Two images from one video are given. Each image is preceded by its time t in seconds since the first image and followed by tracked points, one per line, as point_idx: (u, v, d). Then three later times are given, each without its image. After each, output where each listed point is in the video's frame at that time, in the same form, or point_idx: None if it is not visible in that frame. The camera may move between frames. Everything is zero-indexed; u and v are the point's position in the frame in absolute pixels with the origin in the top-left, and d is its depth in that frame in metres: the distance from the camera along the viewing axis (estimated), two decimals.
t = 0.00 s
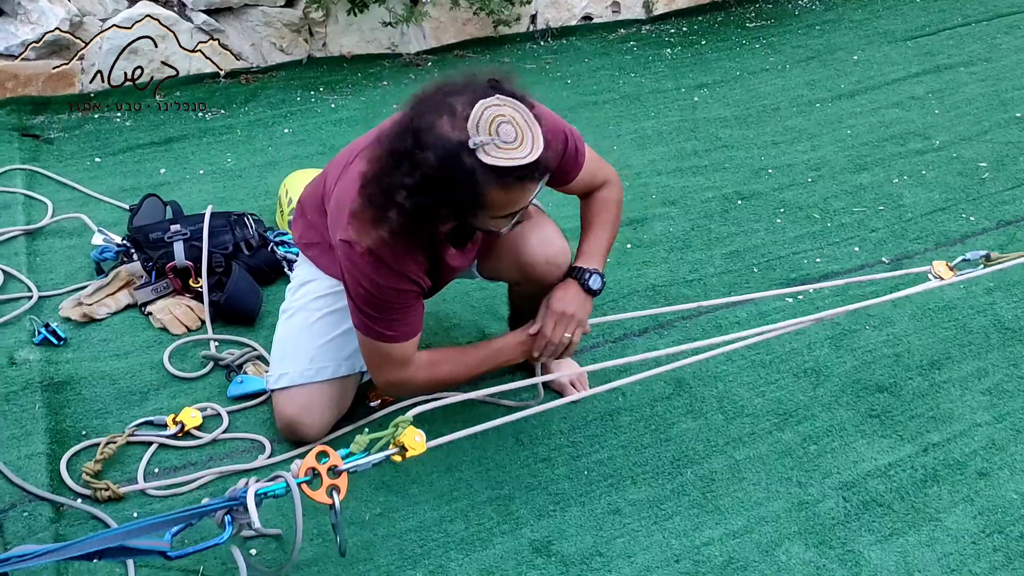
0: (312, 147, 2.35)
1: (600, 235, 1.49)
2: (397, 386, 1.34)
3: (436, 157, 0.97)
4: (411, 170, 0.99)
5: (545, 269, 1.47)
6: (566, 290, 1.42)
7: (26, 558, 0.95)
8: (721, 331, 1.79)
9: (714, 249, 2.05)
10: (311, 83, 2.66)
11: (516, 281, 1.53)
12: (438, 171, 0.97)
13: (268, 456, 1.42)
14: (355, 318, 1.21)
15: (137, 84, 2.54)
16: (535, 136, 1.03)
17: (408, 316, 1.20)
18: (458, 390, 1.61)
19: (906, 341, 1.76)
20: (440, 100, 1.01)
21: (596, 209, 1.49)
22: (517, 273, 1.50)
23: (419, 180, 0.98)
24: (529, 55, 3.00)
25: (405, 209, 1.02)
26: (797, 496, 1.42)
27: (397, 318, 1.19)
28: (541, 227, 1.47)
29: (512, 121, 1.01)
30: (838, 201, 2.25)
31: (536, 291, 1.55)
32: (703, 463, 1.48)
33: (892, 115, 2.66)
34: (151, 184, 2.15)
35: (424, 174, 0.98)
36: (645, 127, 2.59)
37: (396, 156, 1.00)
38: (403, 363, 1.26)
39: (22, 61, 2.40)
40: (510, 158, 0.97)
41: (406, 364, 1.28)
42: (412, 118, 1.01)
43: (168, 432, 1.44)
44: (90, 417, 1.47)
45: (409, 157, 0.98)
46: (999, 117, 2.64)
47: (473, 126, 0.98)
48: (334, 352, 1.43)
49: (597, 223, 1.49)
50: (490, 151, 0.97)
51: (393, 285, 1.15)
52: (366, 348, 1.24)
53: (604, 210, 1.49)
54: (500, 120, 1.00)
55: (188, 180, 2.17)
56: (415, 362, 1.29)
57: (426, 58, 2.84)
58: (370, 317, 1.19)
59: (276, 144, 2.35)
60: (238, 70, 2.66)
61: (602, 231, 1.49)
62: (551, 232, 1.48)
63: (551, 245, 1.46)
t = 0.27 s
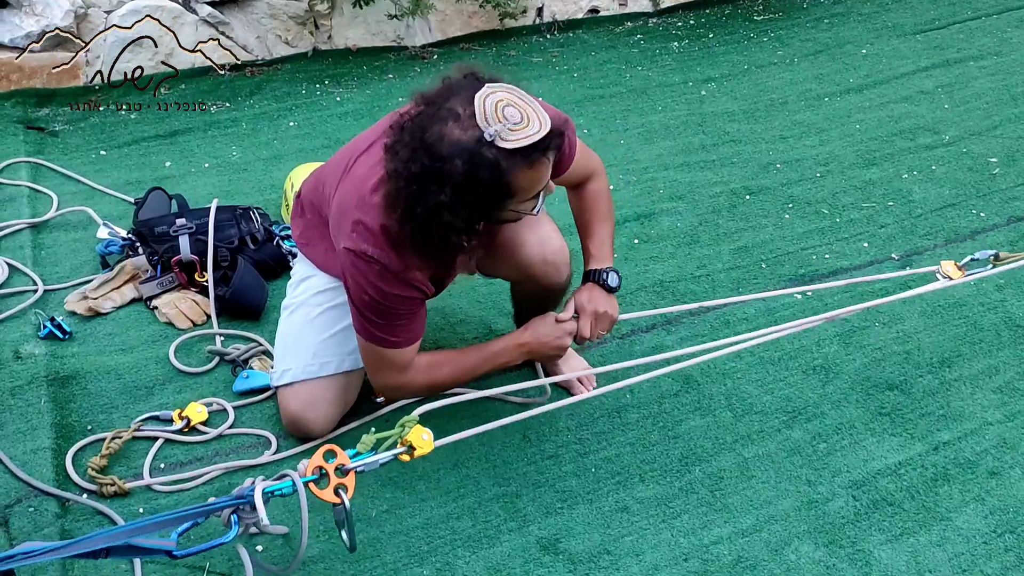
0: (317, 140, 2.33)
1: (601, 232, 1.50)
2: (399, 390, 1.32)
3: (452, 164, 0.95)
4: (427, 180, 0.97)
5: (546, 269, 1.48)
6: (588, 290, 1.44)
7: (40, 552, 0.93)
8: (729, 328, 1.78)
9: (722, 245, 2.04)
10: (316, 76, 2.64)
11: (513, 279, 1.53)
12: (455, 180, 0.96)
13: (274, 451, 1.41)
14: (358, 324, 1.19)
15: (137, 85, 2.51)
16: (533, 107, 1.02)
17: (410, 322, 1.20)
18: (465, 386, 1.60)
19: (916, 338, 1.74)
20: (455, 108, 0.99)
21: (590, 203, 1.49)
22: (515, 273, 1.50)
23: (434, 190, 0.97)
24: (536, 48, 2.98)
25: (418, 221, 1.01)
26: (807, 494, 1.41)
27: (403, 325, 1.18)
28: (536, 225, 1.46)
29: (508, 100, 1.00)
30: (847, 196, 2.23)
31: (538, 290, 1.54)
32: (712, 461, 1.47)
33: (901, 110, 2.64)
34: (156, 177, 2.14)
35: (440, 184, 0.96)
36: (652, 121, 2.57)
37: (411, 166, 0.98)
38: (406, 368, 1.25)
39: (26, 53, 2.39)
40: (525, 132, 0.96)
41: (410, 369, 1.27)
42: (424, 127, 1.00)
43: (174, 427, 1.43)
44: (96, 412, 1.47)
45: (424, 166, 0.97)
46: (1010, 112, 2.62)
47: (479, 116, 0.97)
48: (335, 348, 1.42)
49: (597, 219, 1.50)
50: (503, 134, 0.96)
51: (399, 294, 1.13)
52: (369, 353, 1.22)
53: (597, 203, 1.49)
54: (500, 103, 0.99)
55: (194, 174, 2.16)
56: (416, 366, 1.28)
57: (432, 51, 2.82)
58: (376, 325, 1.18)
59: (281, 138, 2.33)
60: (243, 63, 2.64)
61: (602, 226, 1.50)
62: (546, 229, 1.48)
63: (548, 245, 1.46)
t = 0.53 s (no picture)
0: (320, 135, 2.31)
1: (615, 232, 1.48)
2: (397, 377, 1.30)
3: (444, 144, 0.93)
4: (419, 160, 0.95)
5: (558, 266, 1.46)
6: (601, 292, 1.42)
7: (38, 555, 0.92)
8: (737, 325, 1.76)
9: (728, 241, 2.02)
10: (318, 69, 2.62)
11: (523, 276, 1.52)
12: (447, 161, 0.93)
13: (277, 450, 1.40)
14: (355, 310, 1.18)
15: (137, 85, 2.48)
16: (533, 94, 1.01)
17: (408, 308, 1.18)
18: (470, 384, 1.59)
19: (925, 336, 1.73)
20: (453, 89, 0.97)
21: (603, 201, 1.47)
22: (525, 268, 1.49)
23: (426, 171, 0.95)
24: (539, 42, 2.95)
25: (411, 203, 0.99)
26: (815, 494, 1.40)
27: (399, 312, 1.16)
28: (548, 221, 1.45)
29: (507, 85, 0.98)
30: (854, 192, 2.21)
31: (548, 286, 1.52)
32: (719, 461, 1.45)
33: (908, 105, 2.61)
34: (158, 171, 2.12)
35: (431, 164, 0.94)
36: (657, 116, 2.54)
37: (405, 146, 0.96)
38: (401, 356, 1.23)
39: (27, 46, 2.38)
40: (525, 123, 0.95)
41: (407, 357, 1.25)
42: (421, 108, 0.98)
43: (176, 425, 1.42)
44: (97, 409, 1.45)
45: (417, 146, 0.95)
46: (1018, 107, 2.59)
47: (479, 101, 0.95)
48: (344, 346, 1.40)
49: (611, 219, 1.48)
50: (503, 122, 0.94)
51: (395, 279, 1.12)
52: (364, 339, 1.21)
53: (610, 203, 1.47)
54: (500, 88, 0.97)
55: (195, 168, 2.14)
56: (415, 355, 1.26)
57: (435, 45, 2.80)
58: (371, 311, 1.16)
59: (283, 132, 2.31)
60: (245, 56, 2.62)
61: (616, 228, 1.48)
62: (559, 226, 1.45)
63: (558, 242, 1.44)
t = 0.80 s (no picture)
0: (320, 129, 2.30)
1: (619, 237, 1.46)
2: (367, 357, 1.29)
3: (439, 106, 0.92)
4: (414, 119, 0.95)
5: (562, 268, 1.45)
6: (594, 295, 1.42)
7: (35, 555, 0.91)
8: (741, 321, 1.75)
9: (731, 236, 2.01)
10: (318, 63, 2.60)
11: (530, 278, 1.51)
12: (441, 122, 0.93)
13: (279, 447, 1.39)
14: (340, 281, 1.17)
15: (137, 85, 2.44)
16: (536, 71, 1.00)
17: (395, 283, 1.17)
18: (473, 380, 1.58)
19: (929, 332, 1.72)
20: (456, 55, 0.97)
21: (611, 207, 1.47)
22: (533, 269, 1.47)
23: (421, 130, 0.95)
24: (541, 36, 2.94)
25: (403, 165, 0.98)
26: (820, 491, 1.39)
27: (384, 284, 1.15)
28: (559, 222, 1.45)
29: (507, 57, 0.96)
30: (857, 186, 2.20)
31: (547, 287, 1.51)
32: (723, 457, 1.44)
33: (912, 99, 2.60)
34: (157, 166, 2.11)
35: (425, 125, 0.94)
36: (659, 110, 2.53)
37: (403, 105, 0.96)
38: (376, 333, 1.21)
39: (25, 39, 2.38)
40: (527, 99, 0.94)
41: (385, 337, 1.24)
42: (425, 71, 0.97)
43: (177, 422, 1.41)
44: (98, 406, 1.44)
45: (414, 105, 0.95)
46: (1021, 102, 2.58)
47: (482, 72, 0.93)
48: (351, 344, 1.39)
49: (618, 226, 1.47)
50: (505, 96, 0.93)
51: (383, 250, 1.11)
52: (343, 311, 1.20)
53: (619, 211, 1.46)
54: (503, 62, 0.95)
55: (195, 162, 2.12)
56: (387, 337, 1.24)
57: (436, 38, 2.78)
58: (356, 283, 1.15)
59: (283, 126, 2.30)
60: (245, 49, 2.60)
61: (621, 236, 1.47)
62: (570, 228, 1.45)
63: (569, 243, 1.43)
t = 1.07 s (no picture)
0: (320, 123, 2.29)
1: (628, 226, 1.47)
2: (370, 343, 1.27)
3: (481, 81, 0.93)
4: (450, 96, 0.95)
5: (568, 258, 1.44)
6: (602, 282, 1.42)
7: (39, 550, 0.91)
8: (741, 315, 1.75)
9: (731, 230, 2.01)
10: (317, 57, 2.60)
11: (535, 270, 1.50)
12: (482, 98, 0.94)
13: (281, 441, 1.39)
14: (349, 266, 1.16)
15: (137, 85, 2.41)
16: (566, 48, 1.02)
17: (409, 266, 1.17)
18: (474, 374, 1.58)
19: (930, 325, 1.72)
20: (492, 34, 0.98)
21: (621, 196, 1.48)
22: (538, 261, 1.47)
23: (458, 108, 0.95)
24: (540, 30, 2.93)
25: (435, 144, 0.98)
26: (821, 485, 1.39)
27: (401, 266, 1.15)
28: (564, 213, 1.45)
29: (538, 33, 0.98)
30: (857, 180, 2.20)
31: (552, 278, 1.51)
32: (725, 451, 1.45)
33: (911, 93, 2.60)
34: (157, 160, 2.10)
35: (464, 100, 0.94)
36: (659, 104, 2.53)
37: (439, 82, 0.96)
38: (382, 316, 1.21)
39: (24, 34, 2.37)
40: (560, 72, 0.95)
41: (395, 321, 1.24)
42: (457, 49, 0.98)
43: (178, 417, 1.41)
44: (99, 401, 1.44)
45: (452, 82, 0.95)
46: (1021, 96, 2.59)
47: (516, 47, 0.95)
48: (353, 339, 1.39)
49: (627, 215, 1.47)
50: (538, 69, 0.94)
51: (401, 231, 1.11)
52: (349, 295, 1.19)
53: (630, 202, 1.47)
54: (536, 37, 0.97)
55: (195, 157, 2.12)
56: (391, 322, 1.23)
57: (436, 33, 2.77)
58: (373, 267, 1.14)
59: (283, 120, 2.29)
60: (244, 44, 2.59)
61: (631, 225, 1.47)
62: (575, 219, 1.45)
63: (575, 234, 1.43)
